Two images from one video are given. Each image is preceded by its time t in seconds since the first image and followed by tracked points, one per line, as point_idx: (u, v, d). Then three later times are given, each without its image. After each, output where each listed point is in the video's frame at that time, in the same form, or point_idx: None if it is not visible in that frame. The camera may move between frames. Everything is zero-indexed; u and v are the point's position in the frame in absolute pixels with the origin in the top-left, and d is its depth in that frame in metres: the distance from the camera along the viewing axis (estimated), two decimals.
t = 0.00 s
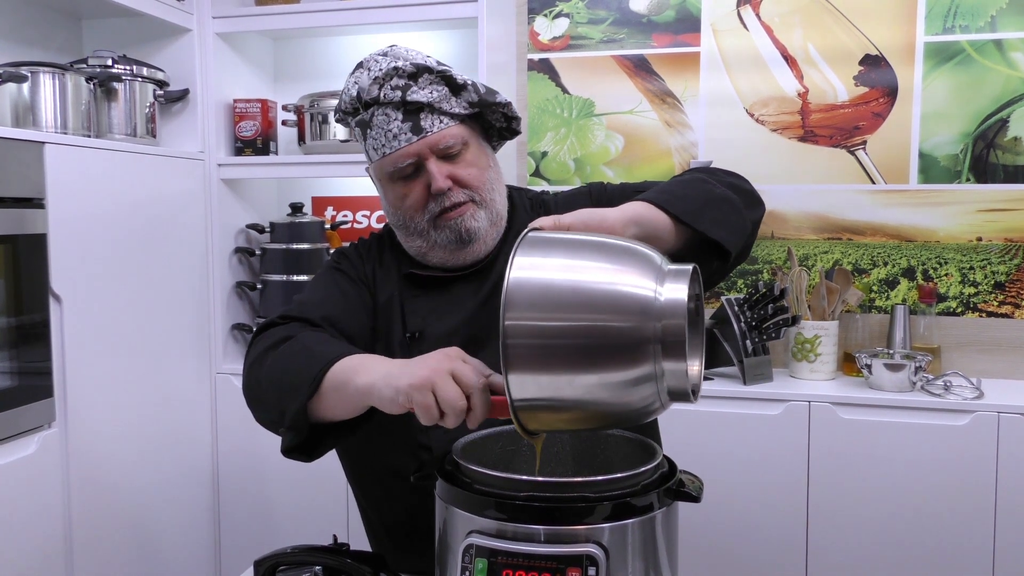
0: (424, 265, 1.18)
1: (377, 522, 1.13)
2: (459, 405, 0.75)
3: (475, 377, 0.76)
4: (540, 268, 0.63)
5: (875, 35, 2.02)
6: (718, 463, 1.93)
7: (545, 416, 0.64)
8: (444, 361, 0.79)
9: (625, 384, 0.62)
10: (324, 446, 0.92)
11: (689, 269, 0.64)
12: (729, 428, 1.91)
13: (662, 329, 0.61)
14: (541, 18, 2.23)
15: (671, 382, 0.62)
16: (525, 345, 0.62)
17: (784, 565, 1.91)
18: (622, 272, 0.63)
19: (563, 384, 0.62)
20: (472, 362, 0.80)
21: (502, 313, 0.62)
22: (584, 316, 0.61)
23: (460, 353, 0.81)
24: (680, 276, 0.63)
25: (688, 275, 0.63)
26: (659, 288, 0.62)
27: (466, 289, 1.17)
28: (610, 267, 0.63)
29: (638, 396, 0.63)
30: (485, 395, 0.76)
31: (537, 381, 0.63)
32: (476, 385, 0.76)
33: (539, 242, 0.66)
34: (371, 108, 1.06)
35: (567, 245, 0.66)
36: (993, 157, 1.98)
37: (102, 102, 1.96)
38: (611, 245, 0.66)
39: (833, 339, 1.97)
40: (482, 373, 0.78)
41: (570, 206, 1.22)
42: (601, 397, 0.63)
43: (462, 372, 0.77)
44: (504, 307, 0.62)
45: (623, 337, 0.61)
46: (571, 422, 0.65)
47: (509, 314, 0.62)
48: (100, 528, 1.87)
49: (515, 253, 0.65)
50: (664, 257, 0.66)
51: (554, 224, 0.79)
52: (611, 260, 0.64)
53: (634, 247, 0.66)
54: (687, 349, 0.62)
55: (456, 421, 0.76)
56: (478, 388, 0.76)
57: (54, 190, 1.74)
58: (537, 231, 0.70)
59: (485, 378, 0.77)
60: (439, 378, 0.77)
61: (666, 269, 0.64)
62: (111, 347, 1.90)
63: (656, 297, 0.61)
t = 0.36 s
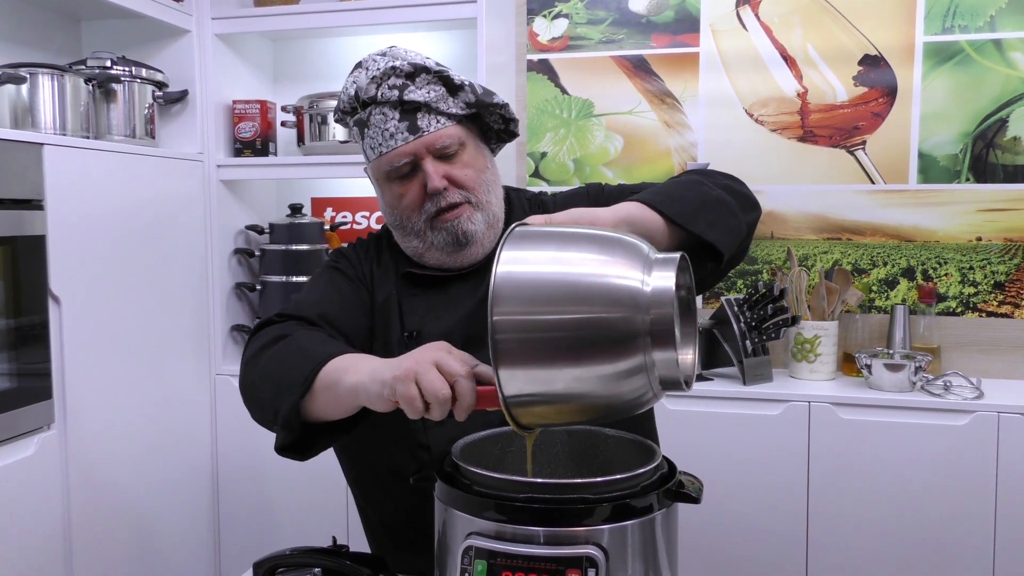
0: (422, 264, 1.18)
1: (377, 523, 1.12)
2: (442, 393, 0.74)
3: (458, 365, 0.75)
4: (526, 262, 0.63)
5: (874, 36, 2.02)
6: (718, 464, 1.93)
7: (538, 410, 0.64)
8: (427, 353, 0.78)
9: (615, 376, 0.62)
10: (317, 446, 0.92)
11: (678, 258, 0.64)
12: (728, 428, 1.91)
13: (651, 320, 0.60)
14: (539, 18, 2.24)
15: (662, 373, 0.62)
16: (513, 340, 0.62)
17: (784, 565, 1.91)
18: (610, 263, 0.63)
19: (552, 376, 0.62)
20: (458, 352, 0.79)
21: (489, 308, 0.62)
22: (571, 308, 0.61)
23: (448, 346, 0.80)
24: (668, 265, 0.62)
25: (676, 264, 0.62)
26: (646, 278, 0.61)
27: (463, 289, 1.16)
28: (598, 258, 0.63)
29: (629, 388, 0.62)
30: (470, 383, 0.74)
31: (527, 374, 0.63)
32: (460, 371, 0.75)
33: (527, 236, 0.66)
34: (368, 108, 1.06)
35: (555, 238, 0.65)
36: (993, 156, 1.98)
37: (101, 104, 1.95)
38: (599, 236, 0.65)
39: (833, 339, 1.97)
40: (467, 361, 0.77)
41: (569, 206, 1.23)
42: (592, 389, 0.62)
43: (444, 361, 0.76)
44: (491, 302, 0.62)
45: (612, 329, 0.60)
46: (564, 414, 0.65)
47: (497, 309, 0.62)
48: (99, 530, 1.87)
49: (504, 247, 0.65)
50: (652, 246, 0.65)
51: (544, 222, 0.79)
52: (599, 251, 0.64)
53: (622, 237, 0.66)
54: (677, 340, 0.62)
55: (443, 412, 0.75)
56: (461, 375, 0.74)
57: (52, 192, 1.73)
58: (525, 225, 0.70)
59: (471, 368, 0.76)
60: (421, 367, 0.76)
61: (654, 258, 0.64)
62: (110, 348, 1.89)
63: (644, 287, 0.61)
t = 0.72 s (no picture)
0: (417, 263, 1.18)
1: (376, 524, 1.12)
2: (437, 375, 0.74)
3: (450, 348, 0.76)
4: (532, 266, 0.63)
5: (873, 37, 2.02)
6: (718, 465, 1.93)
7: (543, 413, 0.64)
8: (419, 338, 0.78)
9: (621, 379, 0.62)
10: (310, 442, 0.91)
11: (682, 261, 0.64)
12: (728, 429, 1.91)
13: (657, 323, 0.60)
14: (538, 20, 2.24)
15: (668, 375, 0.62)
16: (522, 343, 0.61)
17: (784, 566, 1.91)
18: (615, 267, 0.63)
19: (559, 380, 0.62)
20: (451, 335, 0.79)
21: (495, 314, 0.62)
22: (577, 311, 0.61)
23: (438, 331, 0.81)
24: (672, 269, 0.63)
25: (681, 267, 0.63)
26: (652, 282, 0.62)
27: (458, 287, 1.17)
28: (602, 262, 0.63)
29: (634, 390, 0.63)
30: (464, 363, 0.75)
31: (533, 377, 0.62)
32: (453, 354, 0.75)
33: (531, 240, 0.66)
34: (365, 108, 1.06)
35: (559, 242, 0.65)
36: (992, 158, 1.98)
37: (100, 105, 1.95)
38: (603, 240, 0.66)
39: (832, 340, 1.97)
40: (460, 343, 0.77)
41: (568, 207, 1.23)
42: (597, 392, 0.63)
43: (436, 345, 0.76)
44: (498, 308, 0.62)
45: (620, 333, 0.60)
46: (570, 417, 0.65)
47: (503, 314, 0.62)
48: (98, 531, 1.87)
49: (508, 251, 0.65)
50: (656, 249, 0.66)
51: (547, 226, 0.78)
52: (603, 255, 0.64)
53: (626, 241, 0.66)
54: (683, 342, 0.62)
55: (440, 394, 0.75)
56: (455, 357, 0.75)
57: (51, 193, 1.73)
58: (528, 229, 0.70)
59: (463, 349, 0.76)
60: (413, 352, 0.76)
61: (658, 262, 0.64)
62: (109, 350, 1.89)
63: (650, 291, 0.61)
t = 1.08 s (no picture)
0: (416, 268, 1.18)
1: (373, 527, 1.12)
2: (449, 415, 0.77)
3: (463, 387, 0.78)
4: (537, 270, 0.63)
5: (872, 38, 2.02)
6: (716, 467, 1.93)
7: (542, 417, 0.64)
8: (433, 369, 0.80)
9: (622, 386, 0.62)
10: (308, 449, 0.91)
11: (685, 271, 0.64)
12: (727, 430, 1.91)
13: (660, 330, 0.61)
14: (537, 21, 2.24)
15: (668, 383, 0.62)
16: (524, 347, 0.62)
17: (782, 568, 1.91)
18: (619, 274, 0.63)
19: (560, 385, 0.62)
20: (459, 368, 0.82)
21: (500, 316, 0.62)
22: (580, 317, 0.61)
23: (446, 357, 0.83)
24: (676, 279, 0.63)
25: (685, 278, 0.63)
26: (655, 291, 0.62)
27: (458, 291, 1.17)
28: (606, 269, 0.63)
29: (634, 397, 0.63)
30: (474, 404, 0.78)
31: (534, 381, 0.62)
32: (465, 393, 0.78)
33: (536, 245, 0.66)
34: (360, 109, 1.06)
35: (563, 248, 0.65)
36: (990, 159, 1.98)
37: (99, 107, 1.95)
38: (608, 247, 0.66)
39: (831, 342, 1.97)
40: (469, 379, 0.81)
41: (567, 211, 1.22)
42: (597, 398, 0.63)
43: (450, 382, 0.78)
44: (503, 310, 0.62)
45: (623, 339, 0.61)
46: (571, 423, 0.65)
47: (507, 317, 0.62)
48: (97, 534, 1.87)
49: (512, 254, 0.65)
50: (660, 259, 0.66)
51: (548, 228, 0.79)
52: (607, 262, 0.64)
53: (630, 249, 0.66)
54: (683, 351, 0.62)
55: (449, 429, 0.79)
56: (467, 397, 0.78)
57: (48, 195, 1.73)
58: (533, 234, 0.70)
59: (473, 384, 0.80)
60: (428, 389, 0.78)
61: (661, 271, 0.64)
62: (107, 351, 1.89)
63: (653, 299, 0.61)
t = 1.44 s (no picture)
0: (414, 270, 1.18)
1: (373, 530, 1.12)
2: (437, 406, 0.76)
3: (453, 379, 0.77)
4: (534, 274, 0.63)
5: (870, 40, 2.02)
6: (716, 468, 1.93)
7: (544, 425, 0.64)
8: (423, 362, 0.79)
9: (622, 390, 0.62)
10: (302, 447, 0.91)
11: (683, 270, 0.65)
12: (726, 432, 1.91)
13: (659, 333, 0.61)
14: (537, 23, 2.24)
15: (669, 386, 0.63)
16: (524, 353, 0.62)
17: (782, 570, 1.91)
18: (617, 276, 0.63)
19: (561, 391, 0.62)
20: (451, 362, 0.80)
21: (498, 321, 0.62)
22: (580, 321, 0.61)
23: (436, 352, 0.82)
24: (674, 279, 0.63)
25: (683, 278, 0.63)
26: (654, 292, 0.62)
27: (457, 294, 1.17)
28: (604, 271, 0.64)
29: (635, 401, 0.63)
30: (463, 398, 0.76)
31: (534, 387, 0.62)
32: (454, 386, 0.76)
33: (533, 249, 0.66)
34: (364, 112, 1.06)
35: (560, 251, 0.66)
36: (988, 160, 1.98)
37: (98, 109, 1.96)
38: (606, 249, 0.66)
39: (830, 343, 1.97)
40: (460, 373, 0.79)
41: (564, 214, 1.22)
42: (598, 403, 0.63)
43: (439, 374, 0.77)
44: (501, 315, 0.62)
45: (622, 343, 0.61)
46: (570, 428, 0.65)
47: (506, 322, 0.62)
48: (97, 536, 1.87)
49: (509, 259, 0.65)
50: (657, 258, 0.66)
51: (546, 232, 0.79)
52: (606, 265, 0.64)
53: (628, 250, 0.66)
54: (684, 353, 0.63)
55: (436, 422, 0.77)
56: (456, 389, 0.76)
57: (48, 198, 1.73)
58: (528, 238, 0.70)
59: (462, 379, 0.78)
60: (417, 379, 0.77)
61: (659, 271, 0.65)
62: (107, 353, 1.89)
63: (651, 301, 0.61)
